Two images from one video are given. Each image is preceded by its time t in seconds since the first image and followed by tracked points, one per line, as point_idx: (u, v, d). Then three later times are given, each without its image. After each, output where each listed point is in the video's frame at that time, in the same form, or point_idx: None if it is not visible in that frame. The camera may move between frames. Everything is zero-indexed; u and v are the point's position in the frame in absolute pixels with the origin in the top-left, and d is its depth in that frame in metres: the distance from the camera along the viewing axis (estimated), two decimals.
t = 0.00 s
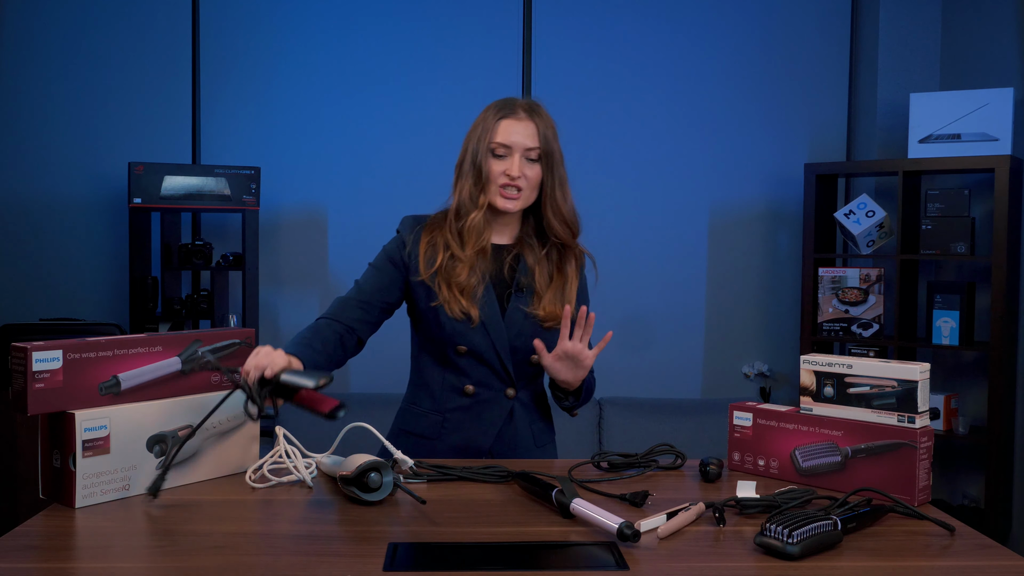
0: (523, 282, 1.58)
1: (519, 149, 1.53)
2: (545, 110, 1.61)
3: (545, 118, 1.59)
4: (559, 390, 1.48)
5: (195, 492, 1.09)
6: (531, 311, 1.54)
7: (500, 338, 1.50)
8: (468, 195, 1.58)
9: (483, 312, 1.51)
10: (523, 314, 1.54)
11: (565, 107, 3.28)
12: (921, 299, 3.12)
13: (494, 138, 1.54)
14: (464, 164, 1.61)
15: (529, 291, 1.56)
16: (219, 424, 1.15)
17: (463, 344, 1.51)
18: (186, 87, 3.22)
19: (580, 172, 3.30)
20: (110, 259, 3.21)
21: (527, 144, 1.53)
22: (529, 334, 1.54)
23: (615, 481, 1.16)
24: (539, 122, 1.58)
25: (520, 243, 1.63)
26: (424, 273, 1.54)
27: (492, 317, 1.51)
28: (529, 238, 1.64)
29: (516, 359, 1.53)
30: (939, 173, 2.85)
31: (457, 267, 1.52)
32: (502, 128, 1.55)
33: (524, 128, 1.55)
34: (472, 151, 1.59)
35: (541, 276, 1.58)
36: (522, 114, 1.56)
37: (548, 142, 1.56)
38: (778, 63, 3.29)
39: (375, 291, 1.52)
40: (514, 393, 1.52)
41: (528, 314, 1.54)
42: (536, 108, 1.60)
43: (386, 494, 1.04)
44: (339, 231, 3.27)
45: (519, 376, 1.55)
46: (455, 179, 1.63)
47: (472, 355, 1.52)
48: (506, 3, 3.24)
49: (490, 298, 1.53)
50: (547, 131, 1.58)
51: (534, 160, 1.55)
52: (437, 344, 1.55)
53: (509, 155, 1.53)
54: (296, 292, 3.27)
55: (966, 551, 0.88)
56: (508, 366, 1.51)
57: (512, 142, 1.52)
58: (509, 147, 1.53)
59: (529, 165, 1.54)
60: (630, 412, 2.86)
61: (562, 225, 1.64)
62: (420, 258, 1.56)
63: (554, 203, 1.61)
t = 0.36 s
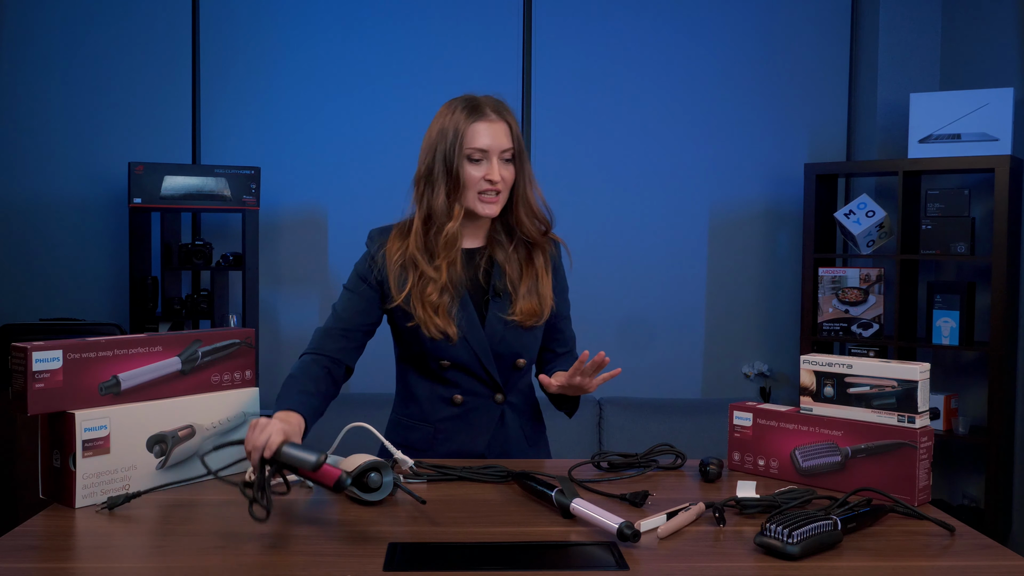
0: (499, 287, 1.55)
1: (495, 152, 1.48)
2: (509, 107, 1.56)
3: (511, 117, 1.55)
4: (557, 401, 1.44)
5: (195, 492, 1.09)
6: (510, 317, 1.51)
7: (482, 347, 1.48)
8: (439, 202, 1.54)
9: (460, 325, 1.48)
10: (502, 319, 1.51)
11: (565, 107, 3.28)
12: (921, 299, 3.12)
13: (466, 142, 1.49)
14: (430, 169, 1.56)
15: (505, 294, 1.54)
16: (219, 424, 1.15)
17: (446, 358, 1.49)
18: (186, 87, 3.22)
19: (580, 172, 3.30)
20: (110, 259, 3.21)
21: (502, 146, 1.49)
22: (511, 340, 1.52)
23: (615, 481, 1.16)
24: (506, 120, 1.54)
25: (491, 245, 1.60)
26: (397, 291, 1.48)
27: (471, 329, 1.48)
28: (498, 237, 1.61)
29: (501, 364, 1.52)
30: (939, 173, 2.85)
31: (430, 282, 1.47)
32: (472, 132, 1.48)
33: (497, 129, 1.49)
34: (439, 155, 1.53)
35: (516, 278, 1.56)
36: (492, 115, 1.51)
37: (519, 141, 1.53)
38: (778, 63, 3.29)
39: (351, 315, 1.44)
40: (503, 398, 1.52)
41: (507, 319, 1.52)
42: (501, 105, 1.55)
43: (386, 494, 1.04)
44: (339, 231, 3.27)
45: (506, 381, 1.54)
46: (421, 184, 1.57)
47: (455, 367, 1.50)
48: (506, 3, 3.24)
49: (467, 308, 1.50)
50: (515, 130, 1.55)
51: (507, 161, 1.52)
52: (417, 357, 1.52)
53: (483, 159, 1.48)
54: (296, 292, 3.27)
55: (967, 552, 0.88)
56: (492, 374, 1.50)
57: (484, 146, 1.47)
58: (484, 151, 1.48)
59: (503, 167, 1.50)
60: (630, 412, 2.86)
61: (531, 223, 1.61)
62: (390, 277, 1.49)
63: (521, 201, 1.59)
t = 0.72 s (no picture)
0: (483, 283, 1.55)
1: (482, 148, 1.48)
2: (492, 103, 1.56)
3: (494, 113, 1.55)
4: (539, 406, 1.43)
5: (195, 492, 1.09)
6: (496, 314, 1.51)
7: (470, 346, 1.47)
8: (423, 199, 1.54)
9: (447, 324, 1.47)
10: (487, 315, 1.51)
11: (564, 107, 3.28)
12: (921, 299, 3.12)
13: (452, 138, 1.49)
14: (413, 167, 1.55)
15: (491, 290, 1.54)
16: (219, 424, 1.15)
17: (435, 359, 1.48)
18: (186, 87, 3.22)
19: (580, 172, 3.30)
20: (110, 259, 3.21)
21: (488, 141, 1.49)
22: (499, 338, 1.52)
23: (615, 481, 1.16)
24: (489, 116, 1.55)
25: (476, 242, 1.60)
26: (384, 291, 1.47)
27: (458, 327, 1.47)
28: (480, 233, 1.62)
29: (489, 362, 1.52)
30: (939, 173, 2.85)
31: (416, 281, 1.46)
32: (457, 127, 1.48)
33: (484, 125, 1.49)
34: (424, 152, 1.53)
35: (500, 273, 1.56)
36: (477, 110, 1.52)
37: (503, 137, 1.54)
38: (778, 63, 3.29)
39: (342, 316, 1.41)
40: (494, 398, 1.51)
41: (492, 315, 1.52)
42: (484, 101, 1.55)
43: (386, 494, 1.04)
44: (339, 230, 3.27)
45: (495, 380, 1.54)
46: (404, 182, 1.57)
47: (444, 367, 1.49)
48: (507, 3, 3.24)
49: (454, 306, 1.49)
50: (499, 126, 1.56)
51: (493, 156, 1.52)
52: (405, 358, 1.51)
53: (470, 155, 1.48)
54: (296, 292, 3.26)
55: (967, 552, 0.88)
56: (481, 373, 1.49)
57: (471, 141, 1.47)
58: (471, 146, 1.48)
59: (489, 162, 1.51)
60: (630, 412, 2.86)
61: (512, 218, 1.62)
62: (377, 277, 1.48)
63: (502, 196, 1.61)
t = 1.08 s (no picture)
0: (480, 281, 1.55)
1: (476, 146, 1.49)
2: (485, 101, 1.57)
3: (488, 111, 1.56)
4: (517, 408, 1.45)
5: (195, 492, 1.09)
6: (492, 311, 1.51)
7: (467, 343, 1.47)
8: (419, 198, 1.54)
9: (445, 322, 1.47)
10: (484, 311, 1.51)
11: (564, 107, 3.28)
12: (921, 299, 3.12)
13: (447, 137, 1.49)
14: (409, 166, 1.55)
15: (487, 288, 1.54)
16: (219, 424, 1.15)
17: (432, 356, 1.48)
18: (186, 87, 3.22)
19: (579, 172, 3.30)
20: (110, 259, 3.21)
21: (482, 139, 1.50)
22: (496, 336, 1.52)
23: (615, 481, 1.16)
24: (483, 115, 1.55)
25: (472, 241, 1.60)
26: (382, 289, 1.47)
27: (456, 325, 1.47)
28: (477, 231, 1.62)
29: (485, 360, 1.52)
30: (939, 173, 2.85)
31: (413, 278, 1.46)
32: (451, 126, 1.49)
33: (477, 123, 1.50)
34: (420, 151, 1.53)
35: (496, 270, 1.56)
36: (470, 109, 1.52)
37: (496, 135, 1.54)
38: (778, 63, 3.29)
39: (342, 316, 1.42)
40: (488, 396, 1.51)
41: (489, 312, 1.52)
42: (477, 100, 1.55)
43: (386, 494, 1.04)
44: (339, 230, 3.27)
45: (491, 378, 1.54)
46: (400, 181, 1.57)
47: (441, 365, 1.49)
48: (507, 2, 3.24)
49: (451, 304, 1.49)
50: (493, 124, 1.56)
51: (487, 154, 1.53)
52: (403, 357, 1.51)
53: (465, 153, 1.49)
54: (296, 292, 3.26)
55: (967, 552, 0.88)
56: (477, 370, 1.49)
57: (465, 140, 1.48)
58: (465, 144, 1.49)
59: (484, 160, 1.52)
60: (630, 412, 2.86)
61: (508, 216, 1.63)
62: (375, 275, 1.47)
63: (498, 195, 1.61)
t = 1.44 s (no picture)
0: (476, 282, 1.55)
1: (468, 145, 1.49)
2: (471, 101, 1.57)
3: (476, 110, 1.57)
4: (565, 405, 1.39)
5: (195, 492, 1.09)
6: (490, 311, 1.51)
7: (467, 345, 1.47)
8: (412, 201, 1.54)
9: (443, 325, 1.47)
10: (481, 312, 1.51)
11: (564, 107, 3.28)
12: (921, 299, 3.12)
13: (438, 138, 1.50)
14: (400, 169, 1.55)
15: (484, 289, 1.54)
16: (219, 424, 1.15)
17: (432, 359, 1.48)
18: (186, 87, 3.22)
19: (579, 172, 3.30)
20: (110, 259, 3.21)
21: (472, 138, 1.50)
22: (495, 337, 1.52)
23: (615, 481, 1.16)
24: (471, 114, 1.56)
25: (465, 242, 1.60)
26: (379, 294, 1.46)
27: (454, 327, 1.47)
28: (470, 232, 1.62)
29: (485, 362, 1.52)
30: (939, 173, 2.85)
31: (410, 282, 1.45)
32: (440, 127, 1.49)
33: (467, 123, 1.51)
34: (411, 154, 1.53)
35: (492, 271, 1.56)
36: (459, 109, 1.53)
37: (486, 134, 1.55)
38: (779, 63, 3.29)
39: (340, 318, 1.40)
40: (489, 396, 1.52)
41: (487, 313, 1.51)
42: (463, 100, 1.56)
43: (386, 494, 1.04)
44: (339, 230, 3.27)
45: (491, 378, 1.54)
46: (391, 186, 1.57)
47: (441, 367, 1.49)
48: (507, 2, 3.24)
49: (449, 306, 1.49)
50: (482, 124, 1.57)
51: (478, 153, 1.53)
52: (402, 362, 1.50)
53: (457, 152, 1.49)
54: (297, 292, 3.27)
55: (966, 552, 0.88)
56: (478, 372, 1.49)
57: (456, 139, 1.48)
58: (457, 144, 1.49)
59: (475, 159, 1.52)
60: (631, 412, 2.86)
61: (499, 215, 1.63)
62: (371, 280, 1.46)
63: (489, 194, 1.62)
